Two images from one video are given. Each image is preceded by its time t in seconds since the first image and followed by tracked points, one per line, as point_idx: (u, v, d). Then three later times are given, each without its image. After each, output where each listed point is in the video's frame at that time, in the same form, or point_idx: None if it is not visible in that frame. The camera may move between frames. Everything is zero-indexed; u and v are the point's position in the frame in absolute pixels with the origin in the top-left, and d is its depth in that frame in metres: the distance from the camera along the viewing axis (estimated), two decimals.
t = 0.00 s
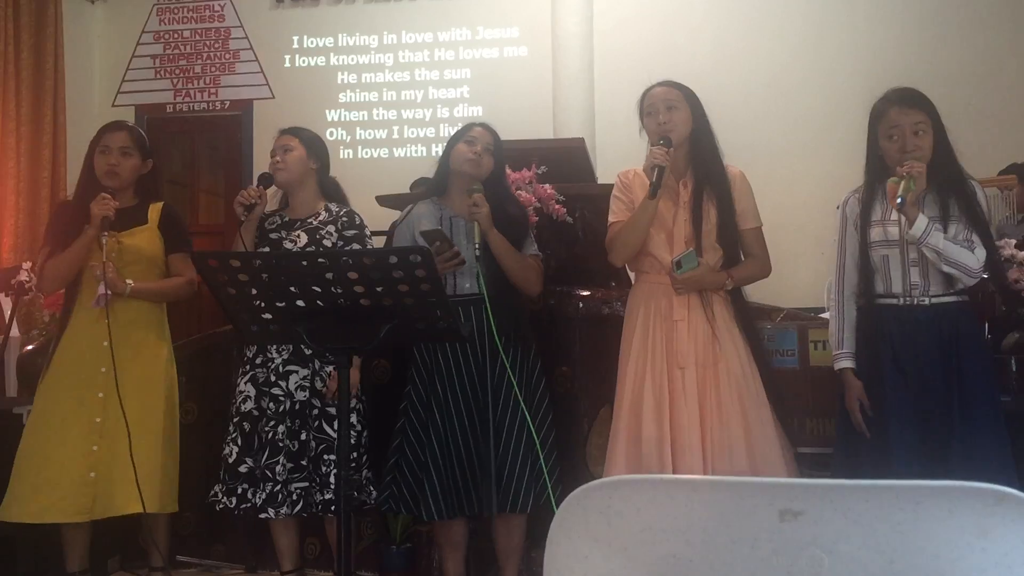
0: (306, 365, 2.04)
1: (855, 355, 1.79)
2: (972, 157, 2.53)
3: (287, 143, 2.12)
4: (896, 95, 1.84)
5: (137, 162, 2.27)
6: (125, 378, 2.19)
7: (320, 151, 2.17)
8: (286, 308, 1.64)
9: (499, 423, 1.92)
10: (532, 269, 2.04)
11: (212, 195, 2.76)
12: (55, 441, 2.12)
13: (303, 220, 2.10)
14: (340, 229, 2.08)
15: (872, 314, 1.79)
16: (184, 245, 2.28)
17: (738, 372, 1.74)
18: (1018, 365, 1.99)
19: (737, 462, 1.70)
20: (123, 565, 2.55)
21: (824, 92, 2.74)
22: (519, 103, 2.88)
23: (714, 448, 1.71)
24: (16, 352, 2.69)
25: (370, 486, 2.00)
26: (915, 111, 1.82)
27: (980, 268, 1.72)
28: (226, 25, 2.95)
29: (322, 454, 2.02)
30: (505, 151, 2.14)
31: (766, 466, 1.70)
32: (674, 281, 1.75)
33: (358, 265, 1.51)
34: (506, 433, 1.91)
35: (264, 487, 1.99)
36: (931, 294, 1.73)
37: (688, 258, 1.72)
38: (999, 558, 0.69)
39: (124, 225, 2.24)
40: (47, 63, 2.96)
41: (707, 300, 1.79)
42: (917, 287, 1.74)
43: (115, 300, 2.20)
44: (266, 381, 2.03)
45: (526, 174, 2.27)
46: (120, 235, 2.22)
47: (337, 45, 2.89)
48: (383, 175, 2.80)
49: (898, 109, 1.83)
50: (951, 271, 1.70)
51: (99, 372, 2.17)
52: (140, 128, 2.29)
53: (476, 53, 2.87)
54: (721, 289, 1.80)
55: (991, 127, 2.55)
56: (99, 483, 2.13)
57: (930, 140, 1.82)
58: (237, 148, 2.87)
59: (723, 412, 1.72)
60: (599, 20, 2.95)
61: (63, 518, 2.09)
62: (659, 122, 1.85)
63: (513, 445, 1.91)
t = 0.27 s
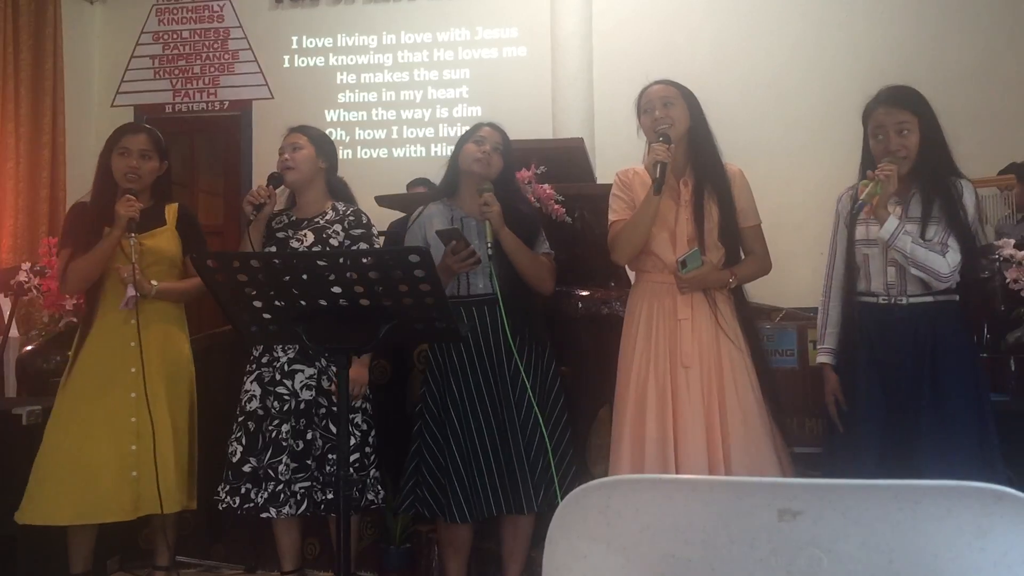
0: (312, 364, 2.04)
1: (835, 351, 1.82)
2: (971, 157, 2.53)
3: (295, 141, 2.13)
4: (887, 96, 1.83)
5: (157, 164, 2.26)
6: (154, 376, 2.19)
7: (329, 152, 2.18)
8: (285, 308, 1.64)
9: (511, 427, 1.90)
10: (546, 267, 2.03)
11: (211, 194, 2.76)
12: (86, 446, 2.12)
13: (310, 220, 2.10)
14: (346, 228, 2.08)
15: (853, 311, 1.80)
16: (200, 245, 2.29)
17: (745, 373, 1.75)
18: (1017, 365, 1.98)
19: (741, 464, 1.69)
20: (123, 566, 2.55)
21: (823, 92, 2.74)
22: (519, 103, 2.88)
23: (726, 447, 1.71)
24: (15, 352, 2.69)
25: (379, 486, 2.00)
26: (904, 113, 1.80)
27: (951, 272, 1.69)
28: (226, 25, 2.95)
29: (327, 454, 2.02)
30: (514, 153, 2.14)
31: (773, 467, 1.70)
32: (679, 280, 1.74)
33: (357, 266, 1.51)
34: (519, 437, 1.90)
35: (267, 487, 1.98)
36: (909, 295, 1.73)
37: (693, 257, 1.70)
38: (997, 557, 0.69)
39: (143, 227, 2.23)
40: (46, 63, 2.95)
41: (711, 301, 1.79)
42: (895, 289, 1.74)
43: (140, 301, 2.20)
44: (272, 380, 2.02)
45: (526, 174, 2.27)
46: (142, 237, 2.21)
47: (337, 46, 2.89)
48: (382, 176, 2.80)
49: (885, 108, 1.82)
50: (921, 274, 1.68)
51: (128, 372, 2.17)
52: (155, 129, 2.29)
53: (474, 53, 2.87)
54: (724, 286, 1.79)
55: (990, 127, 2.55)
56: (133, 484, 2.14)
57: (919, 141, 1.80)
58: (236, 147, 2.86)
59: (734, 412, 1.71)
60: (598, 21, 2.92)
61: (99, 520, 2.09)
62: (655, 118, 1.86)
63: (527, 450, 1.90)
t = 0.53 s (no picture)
0: (318, 365, 2.03)
1: (822, 352, 1.83)
2: (969, 159, 2.54)
3: (304, 140, 2.12)
4: (881, 97, 1.83)
5: (166, 164, 2.25)
6: (167, 377, 2.18)
7: (340, 151, 2.17)
8: (286, 308, 1.63)
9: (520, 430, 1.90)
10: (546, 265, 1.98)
11: (212, 196, 2.75)
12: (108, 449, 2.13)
13: (317, 220, 2.10)
14: (353, 227, 2.07)
15: (840, 310, 1.80)
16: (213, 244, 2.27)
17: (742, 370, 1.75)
18: (1016, 365, 1.98)
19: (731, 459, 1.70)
20: (123, 565, 2.55)
21: (822, 92, 2.74)
22: (518, 103, 2.89)
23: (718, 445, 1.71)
24: (15, 352, 2.69)
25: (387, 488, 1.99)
26: (897, 113, 1.80)
27: (932, 273, 1.68)
28: (225, 25, 2.94)
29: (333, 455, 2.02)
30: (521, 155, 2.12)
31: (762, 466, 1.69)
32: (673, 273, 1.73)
33: (359, 266, 1.51)
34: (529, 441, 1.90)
35: (272, 488, 1.98)
36: (893, 297, 1.73)
37: (687, 248, 1.70)
38: (996, 557, 0.69)
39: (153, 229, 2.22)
40: (46, 63, 2.95)
41: (706, 295, 1.78)
42: (880, 290, 1.74)
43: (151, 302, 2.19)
44: (278, 380, 2.03)
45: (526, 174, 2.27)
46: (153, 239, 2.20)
47: (336, 46, 2.89)
48: (380, 175, 2.82)
49: (881, 107, 1.81)
50: (901, 276, 1.67)
51: (142, 374, 2.16)
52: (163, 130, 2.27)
53: (474, 53, 2.87)
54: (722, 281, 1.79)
55: (989, 128, 2.56)
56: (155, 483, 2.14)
57: (910, 142, 1.80)
58: (236, 147, 2.86)
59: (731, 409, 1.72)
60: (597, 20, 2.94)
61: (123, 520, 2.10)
62: (649, 118, 1.85)
63: (537, 453, 1.90)
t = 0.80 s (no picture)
0: (319, 367, 2.03)
1: (820, 351, 1.83)
2: (968, 159, 2.54)
3: (308, 141, 2.13)
4: (887, 94, 1.82)
5: (163, 162, 2.24)
6: (162, 377, 2.19)
7: (343, 151, 2.17)
8: (286, 308, 1.63)
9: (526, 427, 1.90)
10: (529, 266, 1.95)
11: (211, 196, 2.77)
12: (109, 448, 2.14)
13: (320, 222, 2.10)
14: (354, 228, 2.05)
15: (838, 308, 1.80)
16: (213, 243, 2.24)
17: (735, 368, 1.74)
18: (1016, 365, 1.95)
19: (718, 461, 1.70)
20: (123, 565, 2.55)
21: (822, 91, 2.75)
22: (517, 104, 2.90)
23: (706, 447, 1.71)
24: (15, 352, 2.69)
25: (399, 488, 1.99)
26: (903, 109, 1.80)
27: (935, 268, 1.69)
28: (225, 25, 2.94)
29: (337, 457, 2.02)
30: (525, 154, 2.07)
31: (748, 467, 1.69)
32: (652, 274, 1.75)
33: (358, 266, 1.51)
34: (537, 437, 1.90)
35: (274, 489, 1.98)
36: (895, 295, 1.73)
37: (663, 252, 1.70)
38: (996, 557, 0.69)
39: (151, 229, 2.22)
40: (47, 64, 2.95)
41: (698, 297, 1.78)
42: (880, 288, 1.73)
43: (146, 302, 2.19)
44: (278, 383, 2.03)
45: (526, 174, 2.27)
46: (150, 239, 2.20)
47: (336, 46, 2.89)
48: (378, 173, 2.85)
49: (886, 103, 1.81)
50: (904, 271, 1.67)
51: (137, 373, 2.17)
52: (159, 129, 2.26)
53: (474, 54, 2.85)
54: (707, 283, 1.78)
55: (989, 128, 2.55)
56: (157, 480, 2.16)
57: (914, 140, 1.79)
58: (235, 148, 2.86)
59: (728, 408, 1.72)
60: (597, 20, 2.97)
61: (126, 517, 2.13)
62: (644, 124, 1.85)
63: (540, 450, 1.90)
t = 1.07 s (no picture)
0: (313, 368, 2.04)
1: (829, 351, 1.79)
2: (970, 160, 2.54)
3: (302, 144, 2.14)
4: (892, 96, 1.83)
5: (149, 159, 2.25)
6: (143, 375, 2.20)
7: (340, 152, 2.17)
8: (286, 309, 1.63)
9: (522, 427, 1.91)
10: (507, 268, 1.94)
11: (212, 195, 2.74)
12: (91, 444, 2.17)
13: (314, 224, 2.09)
14: (345, 227, 2.05)
15: (848, 311, 1.78)
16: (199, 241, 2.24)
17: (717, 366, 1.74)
18: (1016, 366, 1.96)
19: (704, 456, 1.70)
20: (124, 566, 2.55)
21: (822, 92, 2.74)
22: (518, 105, 2.90)
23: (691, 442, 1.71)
24: (16, 353, 2.69)
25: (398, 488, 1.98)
26: (912, 110, 1.80)
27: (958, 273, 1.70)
28: (226, 26, 2.95)
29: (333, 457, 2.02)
30: (519, 148, 2.06)
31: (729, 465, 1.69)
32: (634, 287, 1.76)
33: (357, 267, 1.51)
34: (530, 436, 1.90)
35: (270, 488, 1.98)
36: (912, 297, 1.72)
37: (639, 265, 1.72)
38: (996, 559, 0.69)
39: (138, 227, 2.24)
40: (48, 64, 2.96)
41: (683, 303, 1.79)
42: (896, 291, 1.73)
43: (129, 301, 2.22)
44: (272, 385, 2.03)
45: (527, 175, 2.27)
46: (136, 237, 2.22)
47: (337, 47, 2.89)
48: (379, 174, 2.81)
49: (893, 103, 1.81)
50: (930, 276, 1.67)
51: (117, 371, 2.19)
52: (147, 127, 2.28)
53: (475, 55, 2.87)
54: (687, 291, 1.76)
55: (991, 129, 2.55)
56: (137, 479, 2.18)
57: (922, 141, 1.79)
58: (236, 148, 2.86)
59: (717, 408, 1.72)
60: (598, 21, 2.97)
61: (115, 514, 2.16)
62: (637, 131, 1.86)
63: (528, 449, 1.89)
